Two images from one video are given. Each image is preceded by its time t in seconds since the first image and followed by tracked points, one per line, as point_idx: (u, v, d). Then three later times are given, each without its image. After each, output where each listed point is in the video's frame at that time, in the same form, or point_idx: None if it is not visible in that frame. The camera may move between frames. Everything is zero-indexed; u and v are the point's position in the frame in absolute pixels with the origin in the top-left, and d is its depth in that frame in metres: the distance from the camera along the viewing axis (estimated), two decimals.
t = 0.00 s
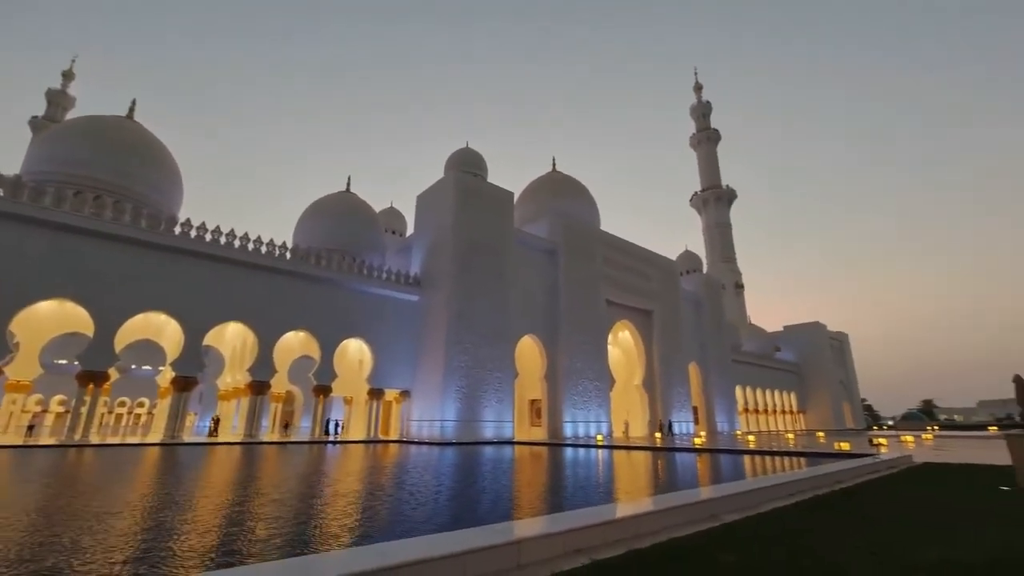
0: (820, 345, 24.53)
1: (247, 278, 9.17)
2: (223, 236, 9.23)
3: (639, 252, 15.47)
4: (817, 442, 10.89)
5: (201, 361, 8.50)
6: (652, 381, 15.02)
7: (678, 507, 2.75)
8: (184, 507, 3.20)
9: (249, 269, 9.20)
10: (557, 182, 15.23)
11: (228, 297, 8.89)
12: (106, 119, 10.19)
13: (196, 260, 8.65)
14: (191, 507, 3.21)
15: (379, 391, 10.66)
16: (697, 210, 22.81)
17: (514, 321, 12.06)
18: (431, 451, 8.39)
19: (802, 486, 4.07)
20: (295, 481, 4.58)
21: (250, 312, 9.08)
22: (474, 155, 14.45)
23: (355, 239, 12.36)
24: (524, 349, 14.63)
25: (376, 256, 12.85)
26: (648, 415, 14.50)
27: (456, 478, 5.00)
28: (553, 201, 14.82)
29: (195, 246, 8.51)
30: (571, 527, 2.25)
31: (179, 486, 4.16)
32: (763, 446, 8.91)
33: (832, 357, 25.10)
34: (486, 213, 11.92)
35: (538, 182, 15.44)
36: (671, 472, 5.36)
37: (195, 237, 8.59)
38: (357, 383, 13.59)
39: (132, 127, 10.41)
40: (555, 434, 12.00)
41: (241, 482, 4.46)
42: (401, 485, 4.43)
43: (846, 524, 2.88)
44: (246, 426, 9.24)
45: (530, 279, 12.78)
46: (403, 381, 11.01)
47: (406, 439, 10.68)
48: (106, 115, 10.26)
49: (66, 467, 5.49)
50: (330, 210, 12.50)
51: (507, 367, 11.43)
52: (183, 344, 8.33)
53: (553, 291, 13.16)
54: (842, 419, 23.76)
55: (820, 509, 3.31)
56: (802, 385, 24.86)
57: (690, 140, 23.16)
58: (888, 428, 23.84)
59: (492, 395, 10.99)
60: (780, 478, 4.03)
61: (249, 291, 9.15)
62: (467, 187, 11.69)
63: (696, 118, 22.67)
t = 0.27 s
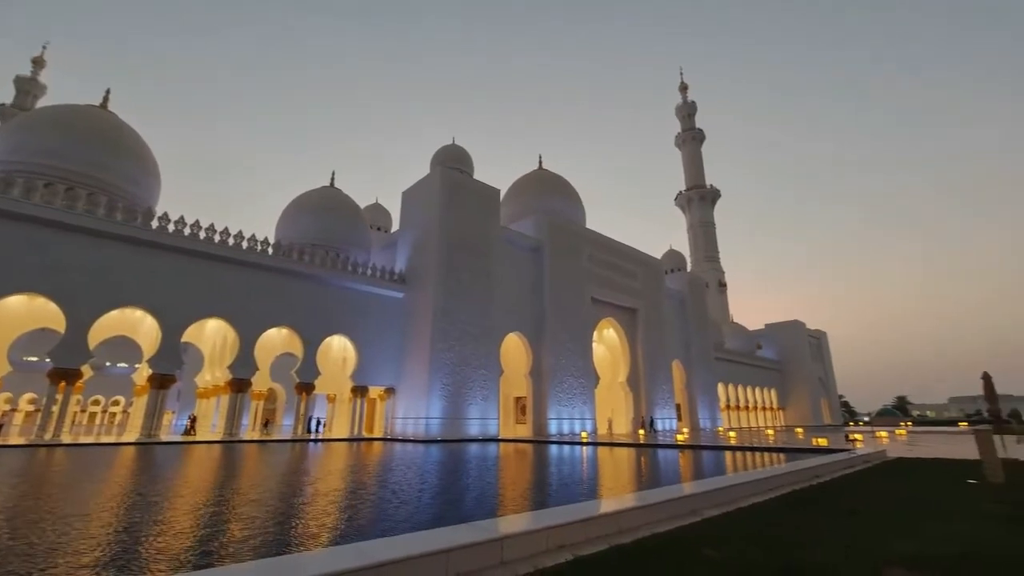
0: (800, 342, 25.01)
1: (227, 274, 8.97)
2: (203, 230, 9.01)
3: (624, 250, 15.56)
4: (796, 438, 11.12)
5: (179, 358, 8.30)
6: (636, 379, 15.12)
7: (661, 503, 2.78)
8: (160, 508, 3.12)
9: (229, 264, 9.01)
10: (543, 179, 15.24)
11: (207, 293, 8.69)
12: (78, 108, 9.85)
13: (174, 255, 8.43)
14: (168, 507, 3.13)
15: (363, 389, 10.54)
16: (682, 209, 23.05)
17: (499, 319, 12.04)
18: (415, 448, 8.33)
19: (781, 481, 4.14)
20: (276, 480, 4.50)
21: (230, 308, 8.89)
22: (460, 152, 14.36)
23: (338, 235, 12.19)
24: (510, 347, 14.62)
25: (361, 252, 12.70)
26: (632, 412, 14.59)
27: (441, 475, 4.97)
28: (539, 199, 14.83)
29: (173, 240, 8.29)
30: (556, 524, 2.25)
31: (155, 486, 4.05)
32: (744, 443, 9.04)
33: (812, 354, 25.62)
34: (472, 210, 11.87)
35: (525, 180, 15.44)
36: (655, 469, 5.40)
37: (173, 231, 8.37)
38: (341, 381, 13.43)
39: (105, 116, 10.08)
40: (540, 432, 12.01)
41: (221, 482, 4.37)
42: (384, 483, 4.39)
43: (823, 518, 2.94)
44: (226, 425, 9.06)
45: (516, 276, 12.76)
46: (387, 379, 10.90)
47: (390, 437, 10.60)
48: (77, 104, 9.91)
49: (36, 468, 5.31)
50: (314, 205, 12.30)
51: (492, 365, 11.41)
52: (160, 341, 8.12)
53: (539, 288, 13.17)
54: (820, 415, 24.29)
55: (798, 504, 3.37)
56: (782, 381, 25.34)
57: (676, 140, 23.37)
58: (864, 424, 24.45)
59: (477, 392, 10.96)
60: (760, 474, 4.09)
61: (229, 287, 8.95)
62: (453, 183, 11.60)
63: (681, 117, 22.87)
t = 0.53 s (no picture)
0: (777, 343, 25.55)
1: (202, 270, 8.74)
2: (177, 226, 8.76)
3: (606, 251, 15.67)
4: (771, 436, 11.35)
5: (151, 357, 8.05)
6: (617, 378, 15.23)
7: (641, 501, 2.79)
8: (129, 511, 3.02)
9: (205, 260, 8.78)
10: (526, 179, 15.24)
11: (181, 290, 8.45)
12: (43, 95, 9.46)
13: (146, 250, 8.18)
14: (138, 510, 3.03)
15: (342, 388, 10.39)
16: (664, 211, 23.33)
17: (482, 318, 12.00)
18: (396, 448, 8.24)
19: (757, 479, 4.21)
20: (252, 481, 4.40)
21: (205, 306, 8.66)
22: (443, 150, 14.27)
23: (318, 232, 11.99)
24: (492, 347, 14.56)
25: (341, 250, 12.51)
26: (613, 412, 14.69)
27: (421, 476, 4.92)
28: (522, 199, 14.82)
29: (145, 236, 8.05)
30: (537, 523, 2.24)
31: (125, 489, 3.92)
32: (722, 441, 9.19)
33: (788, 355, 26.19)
34: (455, 209, 11.80)
35: (508, 180, 15.41)
36: (635, 468, 5.44)
37: (146, 226, 8.12)
38: (320, 381, 13.22)
39: (71, 104, 9.70)
40: (522, 431, 12.01)
41: (194, 484, 4.25)
42: (364, 483, 4.32)
43: (797, 514, 2.99)
44: (200, 425, 8.83)
45: (498, 276, 12.73)
46: (368, 379, 10.77)
47: (370, 437, 10.46)
48: (42, 91, 9.51)
49: None
50: (293, 202, 12.08)
51: (474, 364, 11.36)
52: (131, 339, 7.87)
53: (521, 288, 13.17)
54: (795, 414, 24.86)
55: (773, 501, 3.43)
56: (759, 381, 25.84)
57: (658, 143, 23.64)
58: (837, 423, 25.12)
59: (459, 392, 10.91)
60: (737, 472, 4.15)
61: (204, 284, 8.72)
62: (436, 182, 11.51)
63: (664, 121, 23.13)
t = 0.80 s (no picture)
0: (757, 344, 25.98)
1: (181, 266, 8.54)
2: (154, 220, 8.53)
3: (591, 251, 15.74)
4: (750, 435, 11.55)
5: (125, 355, 7.83)
6: (601, 378, 15.32)
7: (623, 499, 2.81)
8: (99, 513, 2.92)
9: (183, 256, 8.57)
10: (512, 179, 15.23)
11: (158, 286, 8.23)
12: (13, 83, 9.11)
13: (121, 245, 7.96)
14: (109, 512, 2.94)
15: (324, 387, 10.24)
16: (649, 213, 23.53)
17: (466, 317, 11.95)
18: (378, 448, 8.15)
19: (737, 479, 4.26)
20: (230, 482, 4.30)
21: (183, 303, 8.45)
22: (429, 148, 14.17)
23: (301, 229, 11.80)
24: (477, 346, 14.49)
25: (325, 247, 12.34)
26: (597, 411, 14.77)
27: (403, 476, 4.87)
28: (508, 198, 14.81)
29: (121, 230, 7.83)
30: (519, 523, 2.23)
31: (95, 490, 3.80)
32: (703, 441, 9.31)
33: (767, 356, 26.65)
34: (441, 207, 11.72)
35: (494, 180, 15.38)
36: (618, 468, 5.46)
37: (122, 220, 7.90)
38: (301, 380, 13.03)
39: (43, 93, 9.37)
40: (506, 431, 11.99)
41: (169, 485, 4.14)
42: (344, 484, 4.26)
43: (776, 513, 3.04)
44: (176, 425, 8.62)
45: (484, 275, 12.69)
46: (351, 378, 10.64)
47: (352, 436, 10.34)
48: (11, 78, 9.16)
49: None
50: (276, 198, 11.87)
51: (459, 364, 11.31)
52: (104, 336, 7.65)
53: (507, 288, 13.15)
54: (774, 414, 25.31)
55: (753, 500, 3.48)
56: (740, 382, 26.24)
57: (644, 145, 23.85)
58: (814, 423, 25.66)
59: (443, 391, 10.85)
60: (718, 471, 4.20)
61: (182, 280, 8.51)
62: (421, 180, 11.42)
63: (650, 123, 23.34)
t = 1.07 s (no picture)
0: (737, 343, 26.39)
1: (156, 263, 8.29)
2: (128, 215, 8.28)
3: (575, 251, 15.80)
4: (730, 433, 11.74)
5: (96, 355, 7.58)
6: (584, 377, 15.38)
7: (605, 498, 2.80)
8: (66, 518, 2.82)
9: (157, 252, 8.32)
10: (496, 178, 15.20)
11: (131, 284, 7.98)
12: None
13: (92, 241, 7.70)
14: (77, 517, 2.83)
15: (305, 387, 10.07)
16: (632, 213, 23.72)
17: (450, 317, 11.88)
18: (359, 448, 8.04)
19: (717, 476, 4.30)
20: (206, 485, 4.18)
21: (158, 301, 8.22)
22: (413, 146, 14.05)
23: (282, 227, 11.58)
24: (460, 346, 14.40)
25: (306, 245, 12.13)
26: (580, 411, 14.82)
27: (385, 476, 4.80)
28: (492, 198, 14.78)
29: (92, 225, 7.58)
30: (501, 523, 2.21)
31: (63, 494, 3.67)
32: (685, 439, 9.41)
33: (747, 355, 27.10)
34: (424, 205, 11.63)
35: (478, 179, 15.33)
36: (601, 466, 5.48)
37: (93, 215, 7.65)
38: (281, 380, 12.80)
39: (9, 82, 9.01)
40: (489, 430, 11.96)
41: (142, 489, 4.01)
42: (325, 485, 4.18)
43: (755, 509, 3.07)
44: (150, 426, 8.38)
45: (467, 274, 12.62)
46: (332, 378, 10.48)
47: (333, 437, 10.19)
48: None
49: None
50: (256, 194, 11.63)
51: (442, 363, 11.23)
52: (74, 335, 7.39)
53: (491, 287, 13.10)
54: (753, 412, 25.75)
55: (732, 496, 3.51)
56: (721, 380, 26.63)
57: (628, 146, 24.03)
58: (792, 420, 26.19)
59: (426, 391, 10.76)
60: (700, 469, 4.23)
61: (157, 277, 8.28)
62: (405, 178, 11.32)
63: (633, 125, 23.52)
